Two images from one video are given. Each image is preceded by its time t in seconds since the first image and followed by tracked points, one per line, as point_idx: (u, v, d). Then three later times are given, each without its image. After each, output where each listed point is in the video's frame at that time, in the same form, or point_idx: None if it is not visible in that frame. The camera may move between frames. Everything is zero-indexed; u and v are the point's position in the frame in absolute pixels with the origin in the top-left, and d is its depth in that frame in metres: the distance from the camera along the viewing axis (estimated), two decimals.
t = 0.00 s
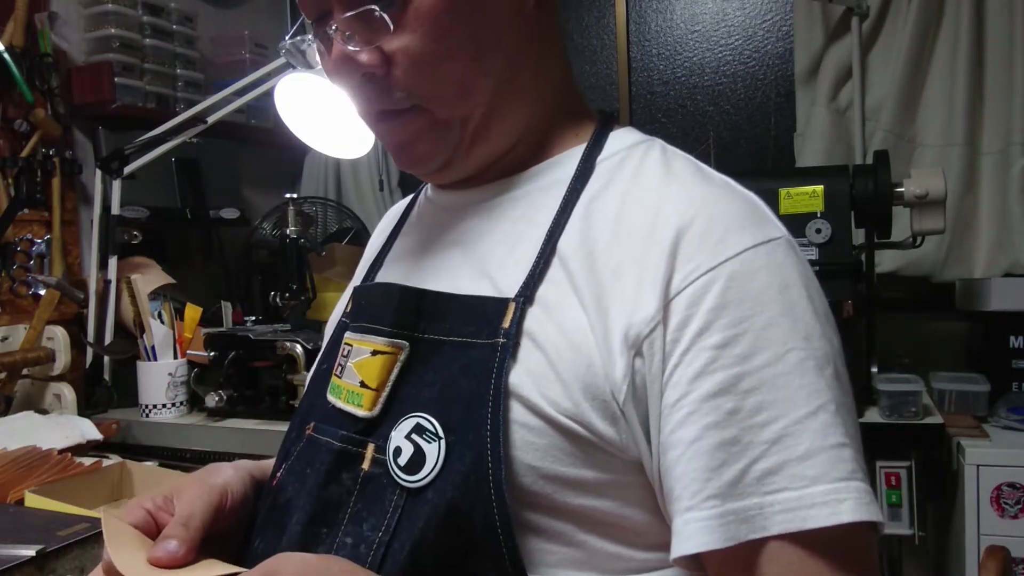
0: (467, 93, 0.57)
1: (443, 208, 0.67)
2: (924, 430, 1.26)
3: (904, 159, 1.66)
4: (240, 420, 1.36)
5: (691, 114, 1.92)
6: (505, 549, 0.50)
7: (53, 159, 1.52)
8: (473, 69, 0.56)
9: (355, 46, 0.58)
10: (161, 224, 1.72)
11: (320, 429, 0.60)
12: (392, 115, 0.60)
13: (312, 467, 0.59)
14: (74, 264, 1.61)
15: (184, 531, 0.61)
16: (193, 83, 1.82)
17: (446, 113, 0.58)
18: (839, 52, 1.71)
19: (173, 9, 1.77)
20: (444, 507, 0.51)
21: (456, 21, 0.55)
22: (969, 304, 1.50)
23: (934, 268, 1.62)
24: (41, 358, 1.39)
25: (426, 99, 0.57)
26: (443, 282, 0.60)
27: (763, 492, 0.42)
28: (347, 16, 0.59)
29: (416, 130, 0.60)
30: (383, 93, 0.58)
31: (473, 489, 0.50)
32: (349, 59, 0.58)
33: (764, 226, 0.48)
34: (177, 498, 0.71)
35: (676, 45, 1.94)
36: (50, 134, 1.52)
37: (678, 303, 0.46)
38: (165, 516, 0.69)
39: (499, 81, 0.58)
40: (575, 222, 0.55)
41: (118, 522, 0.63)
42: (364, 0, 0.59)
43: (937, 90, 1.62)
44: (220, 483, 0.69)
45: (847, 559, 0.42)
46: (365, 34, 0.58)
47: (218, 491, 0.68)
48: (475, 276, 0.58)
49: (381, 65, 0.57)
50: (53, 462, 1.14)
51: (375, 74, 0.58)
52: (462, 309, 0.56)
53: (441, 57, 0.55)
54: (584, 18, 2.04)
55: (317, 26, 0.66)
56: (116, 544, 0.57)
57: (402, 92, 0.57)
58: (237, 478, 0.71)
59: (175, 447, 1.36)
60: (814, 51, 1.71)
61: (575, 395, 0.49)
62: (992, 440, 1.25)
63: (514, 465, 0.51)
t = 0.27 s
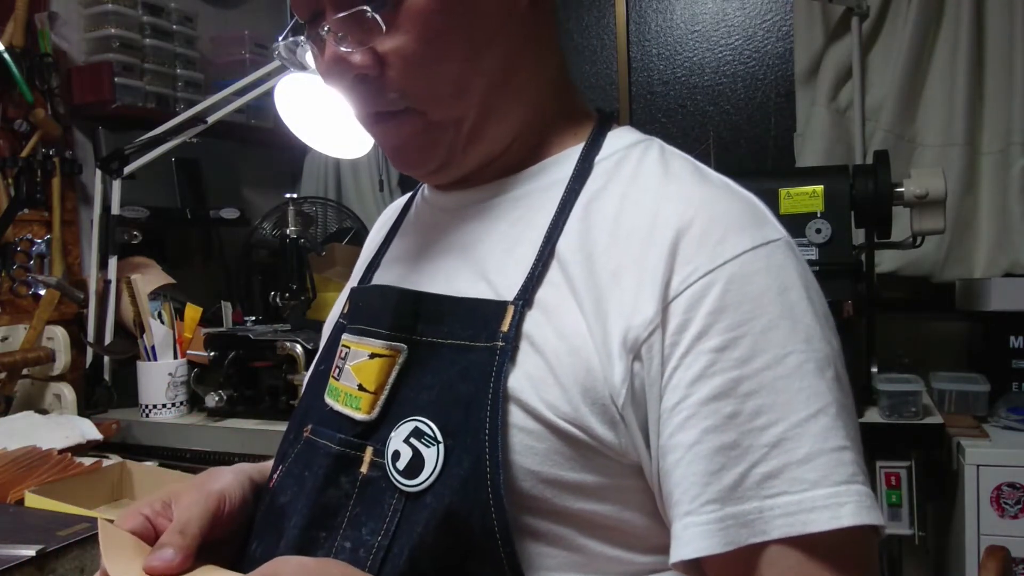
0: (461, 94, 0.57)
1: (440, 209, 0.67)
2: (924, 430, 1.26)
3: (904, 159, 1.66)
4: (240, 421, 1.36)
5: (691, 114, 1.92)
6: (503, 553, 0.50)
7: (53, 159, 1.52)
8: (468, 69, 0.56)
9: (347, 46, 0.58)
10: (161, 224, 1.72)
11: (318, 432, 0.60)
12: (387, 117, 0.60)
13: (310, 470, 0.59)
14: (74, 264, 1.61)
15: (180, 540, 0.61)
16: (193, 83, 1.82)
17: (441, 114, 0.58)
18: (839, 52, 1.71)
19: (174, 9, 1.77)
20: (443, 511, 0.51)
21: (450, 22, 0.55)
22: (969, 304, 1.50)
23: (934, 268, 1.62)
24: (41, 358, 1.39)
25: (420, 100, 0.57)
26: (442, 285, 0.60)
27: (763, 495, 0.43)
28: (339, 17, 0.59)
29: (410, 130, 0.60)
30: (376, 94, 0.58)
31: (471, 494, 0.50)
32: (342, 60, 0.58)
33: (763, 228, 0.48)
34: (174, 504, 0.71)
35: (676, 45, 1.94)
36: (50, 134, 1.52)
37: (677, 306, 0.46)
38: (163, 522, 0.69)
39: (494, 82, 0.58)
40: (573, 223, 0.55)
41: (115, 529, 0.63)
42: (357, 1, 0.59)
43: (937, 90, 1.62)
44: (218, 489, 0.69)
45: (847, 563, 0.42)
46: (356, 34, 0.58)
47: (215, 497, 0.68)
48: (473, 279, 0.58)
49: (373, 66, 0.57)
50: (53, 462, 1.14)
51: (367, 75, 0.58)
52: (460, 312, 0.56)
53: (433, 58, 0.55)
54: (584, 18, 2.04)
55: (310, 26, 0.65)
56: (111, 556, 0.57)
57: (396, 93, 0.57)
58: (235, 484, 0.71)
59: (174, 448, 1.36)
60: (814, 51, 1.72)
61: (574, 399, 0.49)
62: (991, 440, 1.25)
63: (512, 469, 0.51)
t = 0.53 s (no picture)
0: (457, 94, 0.57)
1: (439, 210, 0.67)
2: (924, 430, 1.26)
3: (904, 159, 1.66)
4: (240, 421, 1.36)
5: (691, 114, 1.92)
6: (503, 555, 0.50)
7: (53, 159, 1.52)
8: (463, 69, 0.56)
9: (340, 44, 0.58)
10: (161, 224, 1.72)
11: (318, 433, 0.60)
12: (382, 117, 0.60)
13: (310, 471, 0.59)
14: (74, 264, 1.61)
15: (178, 542, 0.61)
16: (193, 83, 1.82)
17: (437, 113, 0.58)
18: (839, 52, 1.71)
19: (174, 9, 1.77)
20: (443, 513, 0.51)
21: (444, 21, 0.55)
22: (969, 303, 1.50)
23: (934, 268, 1.62)
24: (41, 358, 1.39)
25: (414, 99, 0.57)
26: (441, 286, 0.60)
27: (763, 498, 0.42)
28: (332, 14, 0.59)
29: (406, 130, 0.60)
30: (369, 93, 0.58)
31: (471, 495, 0.50)
32: (335, 58, 0.58)
33: (762, 229, 0.48)
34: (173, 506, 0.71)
35: (676, 45, 1.94)
36: (50, 134, 1.52)
37: (676, 308, 0.46)
38: (162, 524, 0.69)
39: (490, 82, 0.58)
40: (573, 224, 0.55)
41: (114, 530, 0.63)
42: None
43: (937, 90, 1.62)
44: (216, 490, 0.69)
45: (846, 565, 0.42)
46: (349, 33, 0.58)
47: (215, 498, 0.67)
48: (472, 280, 0.58)
49: (367, 64, 0.57)
50: (53, 462, 1.14)
51: (361, 74, 0.58)
52: (458, 313, 0.56)
53: (426, 58, 0.55)
54: (584, 18, 2.04)
55: (302, 23, 0.65)
56: (108, 558, 0.57)
57: (389, 92, 0.57)
58: (235, 485, 0.71)
59: (174, 448, 1.36)
60: (814, 51, 1.72)
61: (573, 401, 0.49)
62: (991, 440, 1.25)
63: (512, 471, 0.51)
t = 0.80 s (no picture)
0: (458, 95, 0.57)
1: (440, 211, 0.67)
2: (924, 430, 1.26)
3: (904, 159, 1.66)
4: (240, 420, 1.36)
5: (691, 114, 1.92)
6: (505, 556, 0.50)
7: (53, 159, 1.53)
8: (464, 70, 0.56)
9: (341, 46, 0.58)
10: (161, 224, 1.72)
11: (319, 433, 0.60)
12: (383, 117, 0.59)
13: (311, 471, 0.59)
14: (74, 264, 1.61)
15: (178, 543, 0.61)
16: (193, 83, 1.82)
17: (438, 114, 0.58)
18: (839, 52, 1.71)
19: (174, 9, 1.77)
20: (444, 513, 0.51)
21: (446, 24, 0.55)
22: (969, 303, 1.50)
23: (934, 268, 1.62)
24: (41, 358, 1.39)
25: (415, 101, 0.57)
26: (441, 286, 0.60)
27: (762, 499, 0.42)
28: (334, 16, 0.59)
29: (407, 131, 0.60)
30: (370, 94, 0.58)
31: (472, 495, 0.50)
32: (336, 60, 0.58)
33: (763, 230, 0.48)
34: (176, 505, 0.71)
35: (676, 45, 1.94)
36: (50, 134, 1.52)
37: (676, 309, 0.46)
38: (165, 524, 0.69)
39: (490, 83, 0.58)
40: (573, 225, 0.55)
41: (116, 530, 0.63)
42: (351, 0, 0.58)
43: (937, 90, 1.62)
44: (218, 490, 0.69)
45: (846, 566, 0.43)
46: (350, 35, 0.58)
47: (217, 498, 0.67)
48: (472, 280, 0.58)
49: (368, 66, 0.57)
50: (54, 462, 1.14)
51: (363, 76, 0.57)
52: (459, 313, 0.56)
53: (428, 59, 0.55)
54: (584, 18, 2.04)
55: (303, 26, 0.64)
56: (110, 557, 0.58)
57: (391, 94, 0.57)
58: (237, 486, 0.71)
59: (175, 448, 1.36)
60: (814, 51, 1.72)
61: (573, 401, 0.49)
62: (991, 440, 1.25)
63: (513, 471, 0.51)
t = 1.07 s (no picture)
0: (457, 96, 0.57)
1: (439, 211, 0.67)
2: (924, 430, 1.26)
3: (904, 159, 1.66)
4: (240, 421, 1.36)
5: (691, 114, 1.93)
6: (505, 558, 0.50)
7: (53, 159, 1.53)
8: (462, 71, 0.56)
9: (340, 47, 0.58)
10: (161, 224, 1.72)
11: (319, 434, 0.60)
12: (382, 118, 0.59)
13: (310, 472, 0.59)
14: (74, 264, 1.61)
15: (175, 545, 0.61)
16: (193, 83, 1.82)
17: (436, 115, 0.58)
18: (839, 52, 1.71)
19: (174, 9, 1.77)
20: (444, 515, 0.51)
21: (444, 25, 0.55)
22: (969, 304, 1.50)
23: (934, 268, 1.62)
24: (41, 358, 1.39)
25: (414, 101, 0.57)
26: (440, 287, 0.60)
27: (762, 501, 0.42)
28: (332, 17, 0.59)
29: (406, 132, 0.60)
30: (369, 95, 0.58)
31: (472, 497, 0.50)
32: (335, 60, 0.58)
33: (763, 231, 0.48)
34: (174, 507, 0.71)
35: (676, 45, 1.94)
36: (50, 134, 1.52)
37: (676, 310, 0.46)
38: (162, 525, 0.69)
39: (489, 83, 0.58)
40: (572, 226, 0.55)
41: (114, 531, 0.63)
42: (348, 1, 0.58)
43: (937, 90, 1.62)
44: (216, 492, 0.69)
45: (844, 568, 0.43)
46: (348, 35, 0.58)
47: (215, 499, 0.67)
48: (471, 280, 0.58)
49: (366, 67, 0.57)
50: (54, 462, 1.13)
51: (361, 77, 0.58)
52: (458, 314, 0.56)
53: (426, 59, 0.55)
54: (584, 18, 2.04)
55: (302, 27, 0.64)
56: (108, 557, 0.58)
57: (389, 95, 0.57)
58: (236, 487, 0.71)
59: (174, 448, 1.37)
60: (814, 51, 1.72)
61: (573, 403, 0.49)
62: (991, 440, 1.25)
63: (512, 473, 0.51)
